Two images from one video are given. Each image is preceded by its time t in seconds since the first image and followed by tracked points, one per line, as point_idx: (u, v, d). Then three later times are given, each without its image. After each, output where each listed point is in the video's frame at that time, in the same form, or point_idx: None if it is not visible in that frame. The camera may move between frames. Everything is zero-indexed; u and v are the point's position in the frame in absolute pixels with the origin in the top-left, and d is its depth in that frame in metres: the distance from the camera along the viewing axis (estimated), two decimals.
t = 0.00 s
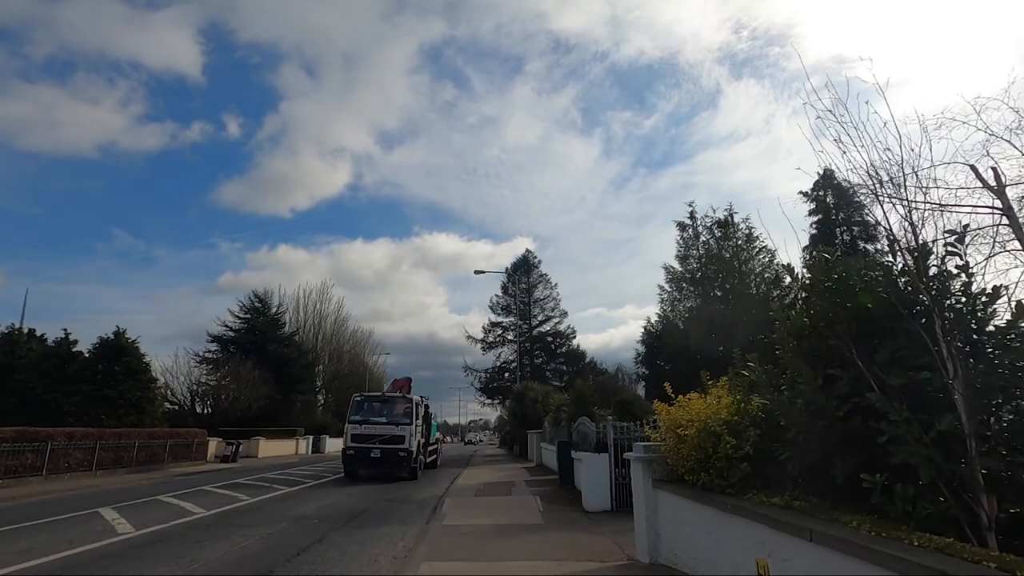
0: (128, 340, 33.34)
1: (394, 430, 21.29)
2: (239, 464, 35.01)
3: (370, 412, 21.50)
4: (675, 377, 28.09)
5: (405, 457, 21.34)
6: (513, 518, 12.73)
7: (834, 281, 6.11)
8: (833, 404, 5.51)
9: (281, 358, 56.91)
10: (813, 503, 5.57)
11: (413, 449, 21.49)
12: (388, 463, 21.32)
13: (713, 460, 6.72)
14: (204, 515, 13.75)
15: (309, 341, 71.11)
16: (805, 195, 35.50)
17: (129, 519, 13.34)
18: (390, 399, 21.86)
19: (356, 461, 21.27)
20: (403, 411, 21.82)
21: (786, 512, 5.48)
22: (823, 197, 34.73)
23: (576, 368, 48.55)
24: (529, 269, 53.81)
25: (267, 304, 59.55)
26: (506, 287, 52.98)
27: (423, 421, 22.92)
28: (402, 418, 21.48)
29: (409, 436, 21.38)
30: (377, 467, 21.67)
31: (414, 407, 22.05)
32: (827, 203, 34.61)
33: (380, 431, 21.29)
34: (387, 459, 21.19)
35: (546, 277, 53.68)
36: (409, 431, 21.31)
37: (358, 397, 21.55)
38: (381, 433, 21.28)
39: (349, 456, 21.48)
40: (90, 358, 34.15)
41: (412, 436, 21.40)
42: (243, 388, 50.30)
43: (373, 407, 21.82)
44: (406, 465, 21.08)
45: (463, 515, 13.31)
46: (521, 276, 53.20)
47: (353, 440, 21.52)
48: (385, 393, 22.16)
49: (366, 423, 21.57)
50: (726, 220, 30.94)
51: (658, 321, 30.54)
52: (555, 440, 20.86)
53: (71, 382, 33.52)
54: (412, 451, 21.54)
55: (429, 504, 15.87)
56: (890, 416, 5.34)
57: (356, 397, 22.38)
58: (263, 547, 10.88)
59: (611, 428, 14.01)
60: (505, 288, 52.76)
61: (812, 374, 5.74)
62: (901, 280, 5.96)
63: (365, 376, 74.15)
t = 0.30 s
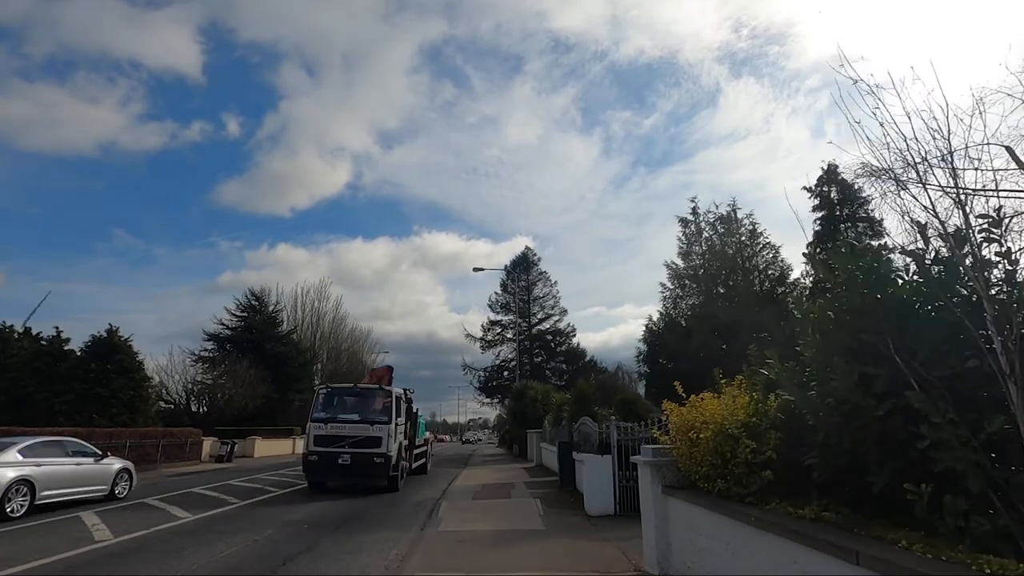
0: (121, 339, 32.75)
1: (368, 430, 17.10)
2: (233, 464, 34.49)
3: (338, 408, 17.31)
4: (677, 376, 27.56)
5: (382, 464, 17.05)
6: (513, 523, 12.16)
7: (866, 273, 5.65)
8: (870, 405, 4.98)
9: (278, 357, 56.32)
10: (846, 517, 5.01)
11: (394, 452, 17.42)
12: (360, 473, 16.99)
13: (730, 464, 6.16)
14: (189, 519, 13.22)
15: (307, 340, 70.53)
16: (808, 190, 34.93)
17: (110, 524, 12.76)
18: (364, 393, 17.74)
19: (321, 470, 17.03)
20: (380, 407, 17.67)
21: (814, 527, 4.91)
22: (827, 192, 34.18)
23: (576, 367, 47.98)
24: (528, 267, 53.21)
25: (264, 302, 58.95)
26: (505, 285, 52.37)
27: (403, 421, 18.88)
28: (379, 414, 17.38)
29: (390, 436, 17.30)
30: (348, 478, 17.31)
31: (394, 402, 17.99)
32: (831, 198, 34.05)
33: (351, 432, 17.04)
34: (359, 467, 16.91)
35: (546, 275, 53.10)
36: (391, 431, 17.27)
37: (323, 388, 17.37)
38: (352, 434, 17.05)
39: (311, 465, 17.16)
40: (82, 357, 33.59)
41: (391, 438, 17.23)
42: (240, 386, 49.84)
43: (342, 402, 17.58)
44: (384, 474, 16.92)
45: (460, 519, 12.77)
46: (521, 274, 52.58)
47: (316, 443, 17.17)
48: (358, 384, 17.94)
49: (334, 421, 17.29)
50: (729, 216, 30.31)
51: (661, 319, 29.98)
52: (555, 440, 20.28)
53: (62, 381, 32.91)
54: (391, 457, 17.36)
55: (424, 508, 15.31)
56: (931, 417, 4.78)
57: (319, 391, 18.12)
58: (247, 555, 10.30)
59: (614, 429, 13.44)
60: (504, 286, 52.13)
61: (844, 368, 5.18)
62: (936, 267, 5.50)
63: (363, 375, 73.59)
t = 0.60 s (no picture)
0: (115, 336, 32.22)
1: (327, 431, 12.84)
2: (229, 463, 33.99)
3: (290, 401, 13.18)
4: (682, 374, 27.03)
5: (346, 476, 12.71)
6: (514, 526, 11.62)
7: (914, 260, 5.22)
8: (928, 407, 4.51)
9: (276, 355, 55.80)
10: (899, 533, 4.49)
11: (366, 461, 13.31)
12: (317, 486, 12.76)
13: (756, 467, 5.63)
14: (175, 523, 12.72)
15: (307, 338, 70.02)
16: (814, 184, 34.39)
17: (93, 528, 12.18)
18: (325, 380, 13.48)
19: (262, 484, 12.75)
20: (348, 400, 13.41)
21: (857, 540, 4.38)
22: (833, 186, 33.64)
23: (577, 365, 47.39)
24: (529, 263, 52.60)
25: (263, 299, 58.38)
26: (506, 282, 51.81)
27: (379, 417, 14.73)
28: (345, 408, 13.14)
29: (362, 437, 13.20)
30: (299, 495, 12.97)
31: (365, 393, 13.77)
32: (838, 192, 33.49)
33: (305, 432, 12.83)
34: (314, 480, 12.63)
35: (547, 271, 52.54)
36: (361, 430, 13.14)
37: (269, 374, 13.19)
38: (308, 434, 12.81)
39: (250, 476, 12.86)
40: (76, 354, 33.04)
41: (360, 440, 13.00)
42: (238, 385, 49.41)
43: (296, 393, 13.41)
44: (351, 486, 12.66)
45: (459, 523, 12.24)
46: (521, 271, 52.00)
47: (258, 447, 12.96)
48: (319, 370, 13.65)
49: (284, 418, 13.04)
50: (735, 210, 29.69)
51: (664, 316, 29.42)
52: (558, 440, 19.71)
53: (55, 380, 32.33)
54: (360, 465, 13.05)
55: (423, 510, 14.76)
56: (998, 417, 4.24)
57: (266, 378, 13.84)
58: (235, 561, 9.74)
59: (621, 428, 12.89)
60: (504, 283, 51.55)
61: (892, 363, 4.69)
62: (988, 251, 5.07)
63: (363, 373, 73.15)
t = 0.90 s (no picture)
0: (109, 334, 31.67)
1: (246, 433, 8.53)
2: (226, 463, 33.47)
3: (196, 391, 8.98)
4: (687, 372, 26.45)
5: (270, 503, 8.31)
6: (516, 532, 11.03)
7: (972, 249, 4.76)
8: (1000, 410, 4.00)
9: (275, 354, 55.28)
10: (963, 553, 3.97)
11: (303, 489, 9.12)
12: (226, 519, 8.33)
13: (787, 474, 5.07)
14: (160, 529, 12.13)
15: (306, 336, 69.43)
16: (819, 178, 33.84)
17: (74, 534, 11.61)
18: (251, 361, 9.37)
19: (143, 519, 8.30)
20: (280, 388, 9.16)
21: (914, 561, 3.82)
22: (840, 181, 33.12)
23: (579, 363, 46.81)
24: (530, 261, 52.00)
25: (261, 298, 57.77)
26: (506, 279, 51.21)
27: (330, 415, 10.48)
28: (276, 402, 8.96)
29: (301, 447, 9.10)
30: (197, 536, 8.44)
31: (309, 386, 9.60)
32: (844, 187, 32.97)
33: (213, 437, 8.53)
34: (226, 509, 8.25)
35: (548, 268, 51.94)
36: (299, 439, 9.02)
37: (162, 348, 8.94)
38: (213, 440, 8.52)
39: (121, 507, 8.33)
40: (69, 353, 32.45)
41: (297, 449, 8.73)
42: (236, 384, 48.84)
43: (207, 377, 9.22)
44: (274, 522, 8.32)
45: (457, 529, 11.65)
46: (521, 268, 51.36)
47: (137, 461, 8.56)
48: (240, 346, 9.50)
49: (177, 415, 8.72)
50: (740, 204, 29.05)
51: (668, 313, 28.83)
52: (561, 440, 19.13)
53: (48, 379, 31.75)
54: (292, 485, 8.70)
55: (422, 514, 14.19)
56: None
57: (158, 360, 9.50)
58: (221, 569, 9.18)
59: (626, 428, 12.32)
60: (504, 280, 50.93)
61: (948, 359, 4.18)
62: None
63: (363, 371, 72.58)
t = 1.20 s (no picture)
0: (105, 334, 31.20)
1: None
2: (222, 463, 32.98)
3: None
4: (690, 370, 25.99)
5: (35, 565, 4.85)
6: (517, 538, 10.49)
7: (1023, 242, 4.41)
8: None
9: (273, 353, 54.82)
10: None
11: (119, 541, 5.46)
12: None
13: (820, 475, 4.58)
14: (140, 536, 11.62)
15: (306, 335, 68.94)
16: (824, 173, 33.41)
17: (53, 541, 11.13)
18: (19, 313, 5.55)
19: None
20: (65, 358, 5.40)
21: None
22: (845, 175, 32.66)
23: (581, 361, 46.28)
24: (531, 258, 51.43)
25: (260, 296, 57.27)
26: (507, 277, 50.67)
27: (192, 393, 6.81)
28: (56, 382, 5.29)
29: (103, 470, 5.43)
30: None
31: (132, 350, 5.88)
32: (850, 181, 32.48)
33: None
34: None
35: (549, 266, 51.38)
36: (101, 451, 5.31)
37: None
38: None
39: None
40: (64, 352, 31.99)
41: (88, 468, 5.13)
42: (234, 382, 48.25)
43: None
44: None
45: (454, 534, 11.12)
46: (522, 266, 50.79)
47: None
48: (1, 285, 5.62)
49: None
50: (744, 199, 28.51)
51: (671, 310, 28.31)
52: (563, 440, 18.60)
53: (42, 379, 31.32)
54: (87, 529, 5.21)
55: (419, 517, 13.68)
56: None
57: None
58: None
59: (631, 428, 11.80)
60: (504, 278, 50.37)
61: (1010, 349, 3.71)
62: None
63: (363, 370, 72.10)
